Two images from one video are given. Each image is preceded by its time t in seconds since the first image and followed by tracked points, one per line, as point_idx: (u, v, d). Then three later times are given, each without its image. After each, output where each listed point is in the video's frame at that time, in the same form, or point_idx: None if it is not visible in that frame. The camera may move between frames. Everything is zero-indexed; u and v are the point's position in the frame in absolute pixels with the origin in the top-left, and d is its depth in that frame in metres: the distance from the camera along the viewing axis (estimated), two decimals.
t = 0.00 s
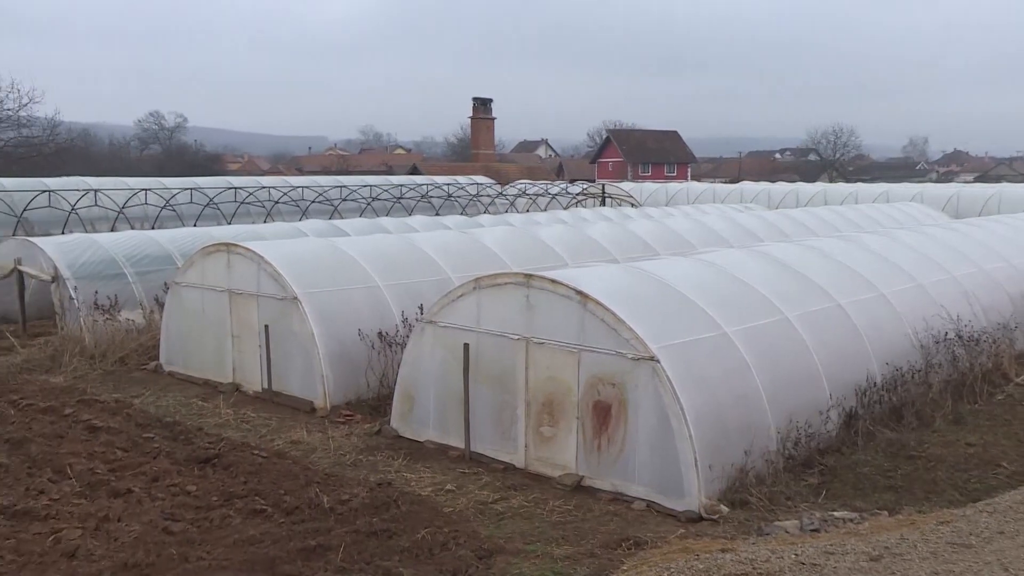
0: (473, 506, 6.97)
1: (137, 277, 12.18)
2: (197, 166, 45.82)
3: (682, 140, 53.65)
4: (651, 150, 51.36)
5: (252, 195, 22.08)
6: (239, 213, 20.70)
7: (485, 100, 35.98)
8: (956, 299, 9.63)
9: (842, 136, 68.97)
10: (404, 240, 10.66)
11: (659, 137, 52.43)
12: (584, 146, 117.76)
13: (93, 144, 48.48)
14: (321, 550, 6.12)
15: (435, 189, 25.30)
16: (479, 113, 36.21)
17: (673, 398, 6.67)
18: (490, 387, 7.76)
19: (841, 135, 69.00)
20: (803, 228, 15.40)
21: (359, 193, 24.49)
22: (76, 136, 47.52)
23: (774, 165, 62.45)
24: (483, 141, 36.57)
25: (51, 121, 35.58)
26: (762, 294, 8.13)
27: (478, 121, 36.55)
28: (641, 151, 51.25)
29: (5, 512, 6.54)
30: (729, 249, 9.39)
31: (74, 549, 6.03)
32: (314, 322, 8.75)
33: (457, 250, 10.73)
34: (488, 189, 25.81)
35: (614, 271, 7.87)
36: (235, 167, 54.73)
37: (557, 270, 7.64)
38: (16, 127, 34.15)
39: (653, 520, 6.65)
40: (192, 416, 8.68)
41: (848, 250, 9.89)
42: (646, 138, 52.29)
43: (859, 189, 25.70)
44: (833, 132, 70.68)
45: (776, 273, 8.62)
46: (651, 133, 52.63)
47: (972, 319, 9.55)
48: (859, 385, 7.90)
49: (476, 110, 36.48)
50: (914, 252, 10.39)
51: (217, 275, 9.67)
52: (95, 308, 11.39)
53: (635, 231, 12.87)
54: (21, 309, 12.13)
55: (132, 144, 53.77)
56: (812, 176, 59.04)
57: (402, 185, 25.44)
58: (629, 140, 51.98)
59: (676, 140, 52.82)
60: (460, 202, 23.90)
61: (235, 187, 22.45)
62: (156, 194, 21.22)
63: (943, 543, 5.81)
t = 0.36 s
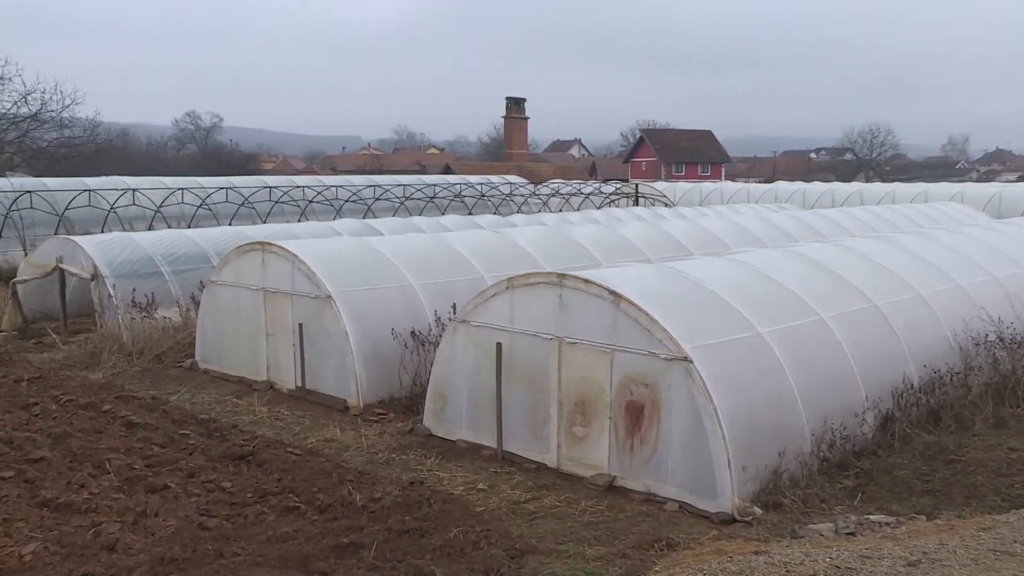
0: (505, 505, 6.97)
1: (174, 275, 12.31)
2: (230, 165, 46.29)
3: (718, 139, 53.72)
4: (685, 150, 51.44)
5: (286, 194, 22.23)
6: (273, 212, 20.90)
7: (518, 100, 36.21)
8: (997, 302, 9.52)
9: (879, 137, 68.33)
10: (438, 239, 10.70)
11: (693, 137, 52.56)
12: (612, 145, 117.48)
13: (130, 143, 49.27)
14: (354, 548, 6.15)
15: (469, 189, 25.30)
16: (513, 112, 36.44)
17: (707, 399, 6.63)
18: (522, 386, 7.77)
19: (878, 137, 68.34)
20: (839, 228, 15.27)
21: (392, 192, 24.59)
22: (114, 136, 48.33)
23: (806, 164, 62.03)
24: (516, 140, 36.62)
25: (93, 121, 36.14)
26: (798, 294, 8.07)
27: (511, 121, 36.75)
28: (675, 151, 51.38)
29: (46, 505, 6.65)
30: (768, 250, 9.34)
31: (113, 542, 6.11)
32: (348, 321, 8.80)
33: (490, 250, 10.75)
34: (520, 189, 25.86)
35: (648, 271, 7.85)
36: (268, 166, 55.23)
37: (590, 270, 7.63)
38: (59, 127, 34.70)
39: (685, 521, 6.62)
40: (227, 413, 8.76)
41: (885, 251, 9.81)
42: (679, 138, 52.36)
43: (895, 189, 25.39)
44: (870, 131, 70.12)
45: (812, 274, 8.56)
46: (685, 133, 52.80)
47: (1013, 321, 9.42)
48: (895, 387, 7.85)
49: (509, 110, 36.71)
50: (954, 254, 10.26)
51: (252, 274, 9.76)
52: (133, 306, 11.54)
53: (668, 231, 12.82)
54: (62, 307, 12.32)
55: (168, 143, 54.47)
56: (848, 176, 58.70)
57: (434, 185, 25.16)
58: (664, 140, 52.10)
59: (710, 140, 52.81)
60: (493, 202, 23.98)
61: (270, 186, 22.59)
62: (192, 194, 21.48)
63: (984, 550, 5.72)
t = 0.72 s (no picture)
0: (534, 505, 6.97)
1: (205, 273, 12.41)
2: (258, 164, 46.66)
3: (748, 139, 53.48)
4: (715, 149, 51.45)
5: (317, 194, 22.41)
6: (303, 211, 21.05)
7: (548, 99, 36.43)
8: None
9: (914, 138, 67.65)
10: (467, 238, 10.72)
11: (724, 137, 52.54)
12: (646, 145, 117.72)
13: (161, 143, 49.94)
14: (383, 547, 6.16)
15: (496, 188, 25.38)
16: (543, 112, 36.64)
17: (737, 400, 6.59)
18: (551, 386, 7.77)
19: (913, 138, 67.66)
20: (871, 228, 15.16)
21: (421, 191, 24.72)
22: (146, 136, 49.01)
23: (836, 164, 61.67)
24: (545, 139, 36.64)
25: (127, 121, 36.59)
26: (830, 295, 8.02)
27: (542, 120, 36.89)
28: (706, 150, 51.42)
29: (81, 500, 6.73)
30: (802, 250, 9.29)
31: (146, 537, 6.16)
32: (377, 320, 8.83)
33: (519, 250, 10.75)
34: (549, 189, 25.92)
35: (677, 271, 7.83)
36: (295, 165, 55.62)
37: (619, 270, 7.61)
38: (94, 127, 35.15)
39: (715, 523, 6.58)
40: (258, 411, 8.83)
41: (919, 251, 9.72)
42: (709, 138, 52.37)
43: (930, 188, 25.12)
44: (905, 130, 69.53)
45: (845, 274, 8.50)
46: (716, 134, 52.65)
47: None
48: (929, 390, 7.79)
49: (540, 109, 36.92)
50: (991, 254, 10.14)
51: (282, 272, 9.82)
52: (166, 303, 11.64)
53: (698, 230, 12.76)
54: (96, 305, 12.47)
55: (197, 143, 55.03)
56: (881, 176, 58.36)
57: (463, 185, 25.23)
58: (694, 139, 52.15)
59: (741, 140, 52.73)
60: (523, 201, 24.06)
61: (301, 185, 22.82)
62: (224, 192, 21.72)
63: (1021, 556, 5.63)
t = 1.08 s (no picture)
0: (561, 505, 6.96)
1: (235, 272, 12.50)
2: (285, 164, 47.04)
3: (776, 139, 53.16)
4: (744, 149, 51.31)
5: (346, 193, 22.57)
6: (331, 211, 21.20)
7: (576, 99, 36.63)
8: None
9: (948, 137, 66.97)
10: (495, 237, 10.74)
11: (753, 136, 52.36)
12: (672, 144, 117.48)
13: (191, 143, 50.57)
14: (410, 545, 6.18)
15: (524, 188, 25.43)
16: (571, 111, 36.75)
17: (766, 401, 6.55)
18: (579, 386, 7.76)
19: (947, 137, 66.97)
20: (903, 228, 15.03)
21: (449, 191, 24.83)
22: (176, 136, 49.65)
23: (865, 164, 61.24)
24: (573, 139, 37.15)
25: (158, 121, 37.04)
26: (861, 296, 7.96)
27: (570, 120, 36.96)
28: (735, 149, 51.29)
29: (114, 495, 6.81)
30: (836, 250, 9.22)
31: (177, 533, 6.22)
32: (405, 319, 8.86)
33: (546, 250, 10.75)
34: (578, 188, 25.96)
35: (706, 271, 7.80)
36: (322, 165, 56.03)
37: (647, 270, 7.59)
38: (127, 127, 35.61)
39: (743, 525, 6.54)
40: (287, 410, 8.89)
41: (953, 252, 9.63)
42: (739, 137, 52.22)
43: (964, 188, 24.84)
44: (938, 129, 68.84)
45: (876, 275, 8.43)
46: (745, 132, 52.33)
47: None
48: (962, 392, 7.70)
49: (568, 109, 37.06)
50: None
51: (311, 271, 9.89)
52: (196, 302, 11.73)
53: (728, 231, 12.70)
54: (128, 303, 12.61)
55: (226, 143, 55.60)
56: (912, 176, 57.89)
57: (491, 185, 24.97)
58: (722, 139, 52.08)
59: (770, 139, 52.53)
60: (551, 201, 24.12)
61: (330, 185, 23.00)
62: (254, 191, 21.94)
63: None
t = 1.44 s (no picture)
0: (587, 505, 6.95)
1: (264, 272, 12.57)
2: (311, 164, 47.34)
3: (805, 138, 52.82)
4: (772, 148, 51.07)
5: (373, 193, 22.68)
6: (358, 210, 21.30)
7: (603, 98, 36.66)
8: None
9: (981, 136, 66.13)
10: (521, 237, 10.74)
11: (781, 135, 52.06)
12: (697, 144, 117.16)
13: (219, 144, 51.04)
14: (436, 544, 6.19)
15: (551, 188, 25.44)
16: (598, 110, 36.76)
17: (794, 403, 6.49)
18: (605, 386, 7.75)
19: (980, 135, 66.14)
20: (933, 228, 14.89)
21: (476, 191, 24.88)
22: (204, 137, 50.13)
23: (894, 164, 60.77)
24: (600, 138, 37.20)
25: (188, 121, 37.37)
26: (891, 297, 7.89)
27: (597, 119, 36.97)
28: (762, 149, 51.06)
29: (144, 491, 6.87)
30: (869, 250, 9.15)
31: (206, 529, 6.26)
32: (432, 319, 8.88)
33: (572, 249, 10.74)
34: (605, 188, 25.95)
35: (734, 271, 7.77)
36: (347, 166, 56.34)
37: (674, 270, 7.57)
38: (158, 127, 35.94)
39: (770, 526, 6.49)
40: (314, 408, 8.94)
41: (986, 252, 9.53)
42: (767, 137, 51.95)
43: (997, 188, 24.55)
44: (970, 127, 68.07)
45: (907, 275, 8.36)
46: (772, 132, 52.04)
47: None
48: (995, 395, 7.62)
49: (595, 108, 37.07)
50: None
51: (339, 270, 9.94)
52: (225, 301, 11.81)
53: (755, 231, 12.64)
54: (158, 301, 12.73)
55: (254, 142, 56.05)
56: (942, 176, 57.33)
57: (518, 184, 25.05)
58: (749, 138, 51.87)
59: (798, 139, 52.22)
60: (577, 201, 24.13)
61: (357, 185, 23.13)
62: (283, 191, 22.11)
63: None
